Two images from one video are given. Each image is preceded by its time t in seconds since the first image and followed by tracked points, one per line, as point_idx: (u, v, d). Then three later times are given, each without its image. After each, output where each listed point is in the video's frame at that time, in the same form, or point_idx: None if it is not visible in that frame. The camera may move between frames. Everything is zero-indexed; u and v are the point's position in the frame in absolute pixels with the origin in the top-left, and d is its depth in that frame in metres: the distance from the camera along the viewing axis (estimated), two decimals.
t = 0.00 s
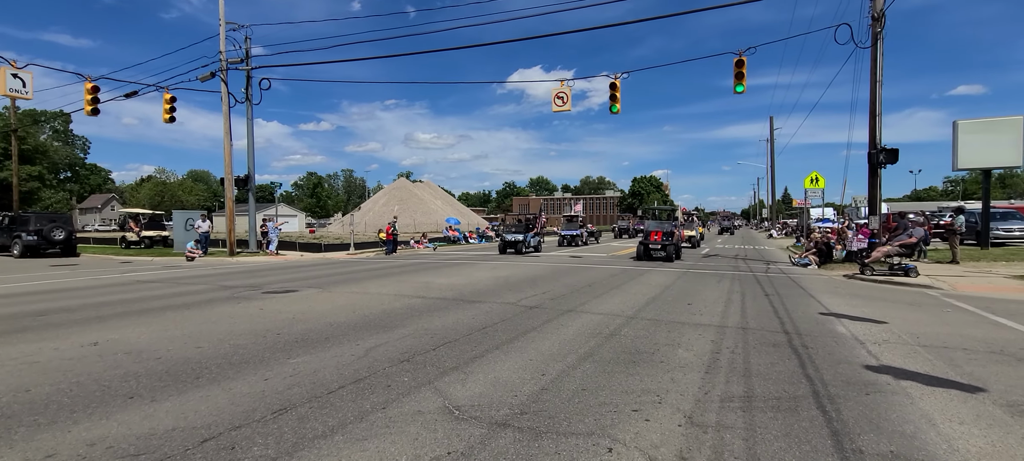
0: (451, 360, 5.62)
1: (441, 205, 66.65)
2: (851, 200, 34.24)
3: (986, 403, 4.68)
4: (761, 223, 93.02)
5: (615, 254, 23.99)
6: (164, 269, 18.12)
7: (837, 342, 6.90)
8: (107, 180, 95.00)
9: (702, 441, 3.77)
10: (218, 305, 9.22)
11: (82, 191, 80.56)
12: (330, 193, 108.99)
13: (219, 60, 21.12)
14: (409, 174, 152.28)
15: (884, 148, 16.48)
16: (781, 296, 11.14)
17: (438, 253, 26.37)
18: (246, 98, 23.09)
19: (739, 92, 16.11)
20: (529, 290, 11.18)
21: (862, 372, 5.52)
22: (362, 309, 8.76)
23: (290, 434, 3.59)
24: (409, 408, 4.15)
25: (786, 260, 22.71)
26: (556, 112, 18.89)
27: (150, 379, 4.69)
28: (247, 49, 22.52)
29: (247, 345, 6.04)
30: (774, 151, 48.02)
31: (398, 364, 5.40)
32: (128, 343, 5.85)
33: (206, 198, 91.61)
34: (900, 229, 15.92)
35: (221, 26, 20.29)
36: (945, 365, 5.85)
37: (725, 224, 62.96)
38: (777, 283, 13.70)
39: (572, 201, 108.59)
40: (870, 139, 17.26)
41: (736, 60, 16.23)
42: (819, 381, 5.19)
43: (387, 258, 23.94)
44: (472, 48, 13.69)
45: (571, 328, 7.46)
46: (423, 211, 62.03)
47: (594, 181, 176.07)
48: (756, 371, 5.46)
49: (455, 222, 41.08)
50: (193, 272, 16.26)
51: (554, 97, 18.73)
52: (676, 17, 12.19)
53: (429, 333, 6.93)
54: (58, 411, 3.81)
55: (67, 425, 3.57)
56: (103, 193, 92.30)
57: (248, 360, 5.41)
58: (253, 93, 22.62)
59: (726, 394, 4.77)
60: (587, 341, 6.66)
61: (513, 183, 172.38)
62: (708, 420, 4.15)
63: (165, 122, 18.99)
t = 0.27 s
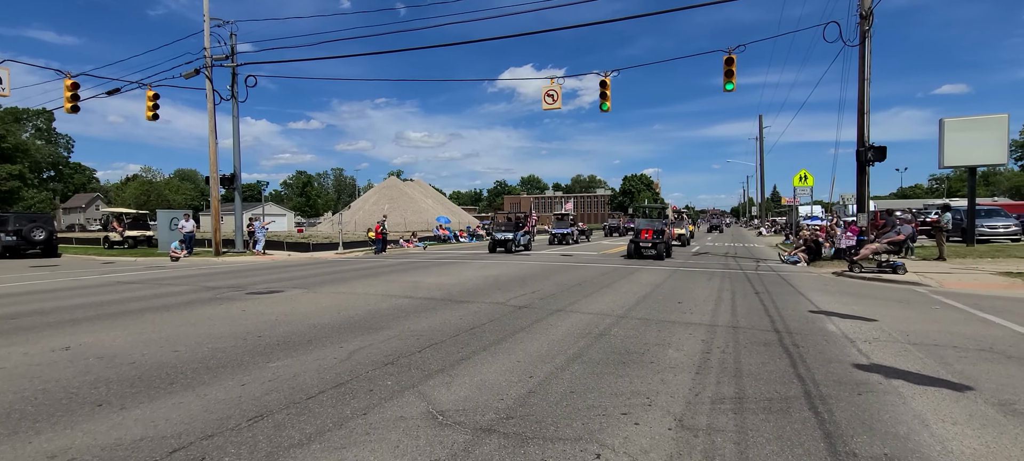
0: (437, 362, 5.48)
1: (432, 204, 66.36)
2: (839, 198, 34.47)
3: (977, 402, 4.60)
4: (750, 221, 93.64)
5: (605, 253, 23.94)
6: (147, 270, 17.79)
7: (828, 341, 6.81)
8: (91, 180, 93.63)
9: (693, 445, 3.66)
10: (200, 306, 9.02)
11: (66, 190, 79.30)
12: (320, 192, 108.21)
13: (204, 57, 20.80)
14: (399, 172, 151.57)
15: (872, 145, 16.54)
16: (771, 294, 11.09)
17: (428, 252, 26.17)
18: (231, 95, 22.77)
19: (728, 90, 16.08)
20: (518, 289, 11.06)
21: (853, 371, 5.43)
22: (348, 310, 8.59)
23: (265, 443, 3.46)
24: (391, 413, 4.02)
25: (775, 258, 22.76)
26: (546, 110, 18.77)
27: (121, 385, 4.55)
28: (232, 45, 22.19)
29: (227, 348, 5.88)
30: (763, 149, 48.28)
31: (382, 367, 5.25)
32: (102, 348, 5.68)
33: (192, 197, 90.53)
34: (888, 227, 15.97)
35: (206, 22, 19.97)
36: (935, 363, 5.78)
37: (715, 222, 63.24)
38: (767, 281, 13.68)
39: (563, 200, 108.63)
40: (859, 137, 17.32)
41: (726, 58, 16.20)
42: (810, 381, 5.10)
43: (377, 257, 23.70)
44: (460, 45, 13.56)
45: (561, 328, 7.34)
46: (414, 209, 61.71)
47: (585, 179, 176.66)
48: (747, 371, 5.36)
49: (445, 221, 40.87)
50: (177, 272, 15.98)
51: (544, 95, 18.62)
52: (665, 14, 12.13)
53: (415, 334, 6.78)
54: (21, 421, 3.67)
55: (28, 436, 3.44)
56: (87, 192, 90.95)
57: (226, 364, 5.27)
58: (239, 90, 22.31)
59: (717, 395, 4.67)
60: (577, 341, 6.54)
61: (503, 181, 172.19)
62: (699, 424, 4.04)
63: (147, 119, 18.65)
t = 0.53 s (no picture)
0: (422, 363, 5.32)
1: (427, 202, 66.12)
2: (834, 195, 34.46)
3: (976, 403, 4.46)
4: (745, 219, 93.84)
5: (599, 251, 23.81)
6: (135, 268, 17.55)
7: (823, 340, 6.68)
8: (83, 178, 92.90)
9: (683, 450, 3.51)
10: (183, 305, 8.83)
11: (57, 188, 78.64)
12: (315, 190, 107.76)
13: (193, 53, 20.54)
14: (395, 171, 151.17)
15: (867, 142, 16.45)
16: (765, 292, 10.98)
17: (421, 250, 25.98)
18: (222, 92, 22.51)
19: (723, 87, 15.94)
20: (509, 287, 10.91)
21: (848, 371, 5.29)
22: (334, 309, 8.41)
23: (233, 449, 3.30)
24: (368, 418, 3.86)
25: (770, 255, 22.68)
26: (539, 107, 18.60)
27: (90, 389, 4.38)
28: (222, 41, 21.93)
29: (205, 349, 5.71)
30: (758, 147, 48.30)
31: (364, 369, 5.09)
32: (75, 350, 5.50)
33: (185, 195, 89.91)
34: (883, 224, 15.88)
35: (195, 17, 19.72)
36: (932, 362, 5.65)
37: (709, 220, 63.29)
38: (761, 278, 13.57)
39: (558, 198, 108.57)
40: (854, 134, 17.22)
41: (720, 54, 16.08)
42: (804, 381, 4.96)
43: (369, 255, 23.51)
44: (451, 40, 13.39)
45: (551, 327, 7.18)
46: (409, 207, 61.46)
47: (580, 178, 176.69)
48: (740, 372, 5.22)
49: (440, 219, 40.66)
50: (164, 271, 15.75)
51: (538, 92, 18.45)
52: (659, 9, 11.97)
53: (401, 334, 6.61)
54: None
55: None
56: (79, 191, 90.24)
57: (202, 366, 5.11)
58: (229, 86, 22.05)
59: (709, 396, 4.52)
60: (566, 341, 6.39)
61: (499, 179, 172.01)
62: (690, 427, 3.90)
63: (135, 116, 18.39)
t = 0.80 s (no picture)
0: (404, 367, 5.15)
1: (423, 200, 65.85)
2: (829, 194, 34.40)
3: (974, 409, 4.31)
4: (741, 218, 93.94)
5: (594, 249, 23.66)
6: (122, 268, 17.31)
7: (817, 342, 6.54)
8: (76, 176, 92.23)
9: None
10: (165, 306, 8.63)
11: (50, 186, 78.06)
12: (310, 189, 107.28)
13: (183, 49, 20.30)
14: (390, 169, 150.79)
15: (862, 140, 16.34)
16: (760, 292, 10.83)
17: (415, 249, 25.77)
18: (212, 89, 22.27)
19: (719, 84, 15.78)
20: (500, 287, 10.74)
21: (843, 374, 5.14)
22: (319, 310, 8.23)
23: None
24: (342, 427, 3.70)
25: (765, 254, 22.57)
26: (533, 104, 18.43)
27: (54, 395, 4.21)
28: (212, 37, 21.66)
29: (180, 353, 5.54)
30: (754, 146, 48.23)
31: (343, 373, 4.91)
32: (45, 354, 5.32)
33: (180, 194, 89.37)
34: (878, 223, 15.78)
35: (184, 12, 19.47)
36: (928, 365, 5.51)
37: (705, 218, 63.26)
38: (756, 278, 13.43)
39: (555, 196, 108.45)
40: (849, 132, 17.11)
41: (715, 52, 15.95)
42: (797, 385, 4.81)
43: (362, 254, 23.30)
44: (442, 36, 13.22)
45: (540, 329, 7.02)
46: (404, 206, 61.19)
47: (576, 176, 176.72)
48: (731, 375, 5.07)
49: (434, 218, 40.46)
50: (152, 270, 15.52)
51: (532, 89, 18.27)
52: (653, 5, 11.80)
53: (386, 336, 6.43)
54: None
55: None
56: (71, 189, 89.57)
57: (174, 371, 4.94)
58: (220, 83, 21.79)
59: (699, 403, 4.36)
60: (555, 343, 6.22)
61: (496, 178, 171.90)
62: (678, 436, 3.73)
63: (123, 113, 18.14)
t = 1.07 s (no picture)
0: (386, 371, 4.98)
1: (418, 199, 65.59)
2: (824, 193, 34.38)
3: (973, 414, 4.18)
4: (737, 217, 94.00)
5: (589, 248, 23.52)
6: (110, 267, 17.06)
7: (812, 343, 6.41)
8: (68, 174, 91.46)
9: None
10: (148, 307, 8.44)
11: (41, 183, 77.40)
12: (305, 187, 106.77)
13: (172, 45, 20.04)
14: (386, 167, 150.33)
15: (857, 138, 16.25)
16: (754, 292, 10.71)
17: (408, 248, 25.58)
18: (202, 85, 22.00)
19: (714, 82, 15.64)
20: (492, 287, 10.59)
21: (838, 378, 5.01)
22: (305, 311, 8.06)
23: None
24: (317, 436, 3.54)
25: (760, 253, 22.49)
26: (527, 102, 18.26)
27: (19, 403, 4.04)
28: (202, 33, 21.39)
29: (156, 357, 5.37)
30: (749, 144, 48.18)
31: (323, 378, 4.75)
32: (15, 358, 5.14)
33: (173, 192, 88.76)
34: (873, 221, 15.70)
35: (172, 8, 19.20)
36: (925, 368, 5.38)
37: (701, 217, 63.23)
38: (751, 277, 13.32)
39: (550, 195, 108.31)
40: (844, 130, 17.02)
41: (709, 49, 15.83)
42: (791, 390, 4.68)
43: (355, 253, 23.10)
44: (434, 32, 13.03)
45: (530, 330, 6.86)
46: (399, 204, 60.89)
47: (572, 175, 176.76)
48: (724, 379, 4.93)
49: (429, 216, 40.25)
50: (139, 270, 15.29)
51: (526, 87, 18.09)
52: (647, 0, 11.64)
53: (370, 338, 6.27)
54: None
55: None
56: (63, 187, 88.82)
57: (148, 376, 4.77)
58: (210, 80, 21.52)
59: (690, 408, 4.22)
60: (545, 345, 6.07)
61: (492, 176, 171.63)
62: (667, 444, 3.59)
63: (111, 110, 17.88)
